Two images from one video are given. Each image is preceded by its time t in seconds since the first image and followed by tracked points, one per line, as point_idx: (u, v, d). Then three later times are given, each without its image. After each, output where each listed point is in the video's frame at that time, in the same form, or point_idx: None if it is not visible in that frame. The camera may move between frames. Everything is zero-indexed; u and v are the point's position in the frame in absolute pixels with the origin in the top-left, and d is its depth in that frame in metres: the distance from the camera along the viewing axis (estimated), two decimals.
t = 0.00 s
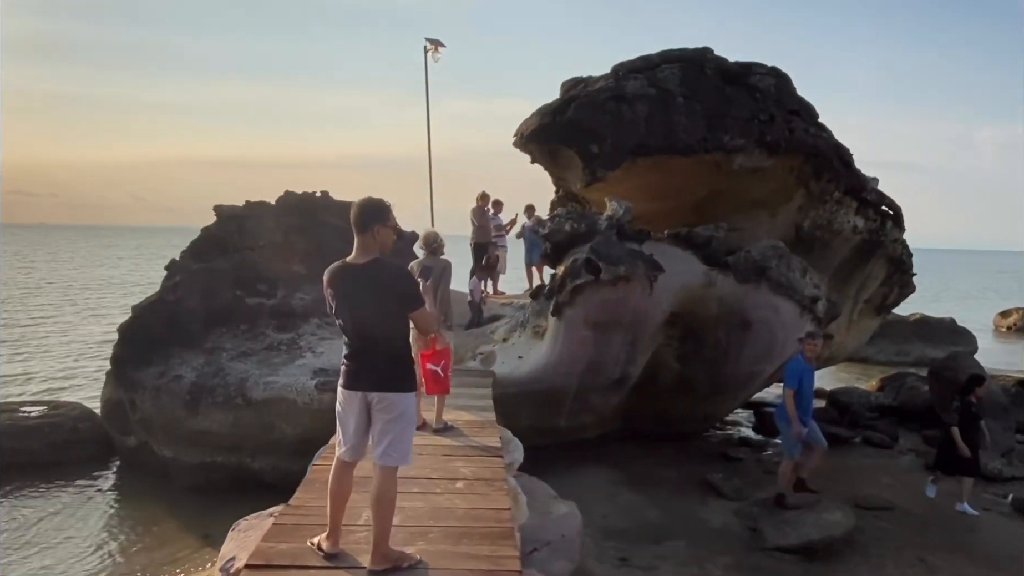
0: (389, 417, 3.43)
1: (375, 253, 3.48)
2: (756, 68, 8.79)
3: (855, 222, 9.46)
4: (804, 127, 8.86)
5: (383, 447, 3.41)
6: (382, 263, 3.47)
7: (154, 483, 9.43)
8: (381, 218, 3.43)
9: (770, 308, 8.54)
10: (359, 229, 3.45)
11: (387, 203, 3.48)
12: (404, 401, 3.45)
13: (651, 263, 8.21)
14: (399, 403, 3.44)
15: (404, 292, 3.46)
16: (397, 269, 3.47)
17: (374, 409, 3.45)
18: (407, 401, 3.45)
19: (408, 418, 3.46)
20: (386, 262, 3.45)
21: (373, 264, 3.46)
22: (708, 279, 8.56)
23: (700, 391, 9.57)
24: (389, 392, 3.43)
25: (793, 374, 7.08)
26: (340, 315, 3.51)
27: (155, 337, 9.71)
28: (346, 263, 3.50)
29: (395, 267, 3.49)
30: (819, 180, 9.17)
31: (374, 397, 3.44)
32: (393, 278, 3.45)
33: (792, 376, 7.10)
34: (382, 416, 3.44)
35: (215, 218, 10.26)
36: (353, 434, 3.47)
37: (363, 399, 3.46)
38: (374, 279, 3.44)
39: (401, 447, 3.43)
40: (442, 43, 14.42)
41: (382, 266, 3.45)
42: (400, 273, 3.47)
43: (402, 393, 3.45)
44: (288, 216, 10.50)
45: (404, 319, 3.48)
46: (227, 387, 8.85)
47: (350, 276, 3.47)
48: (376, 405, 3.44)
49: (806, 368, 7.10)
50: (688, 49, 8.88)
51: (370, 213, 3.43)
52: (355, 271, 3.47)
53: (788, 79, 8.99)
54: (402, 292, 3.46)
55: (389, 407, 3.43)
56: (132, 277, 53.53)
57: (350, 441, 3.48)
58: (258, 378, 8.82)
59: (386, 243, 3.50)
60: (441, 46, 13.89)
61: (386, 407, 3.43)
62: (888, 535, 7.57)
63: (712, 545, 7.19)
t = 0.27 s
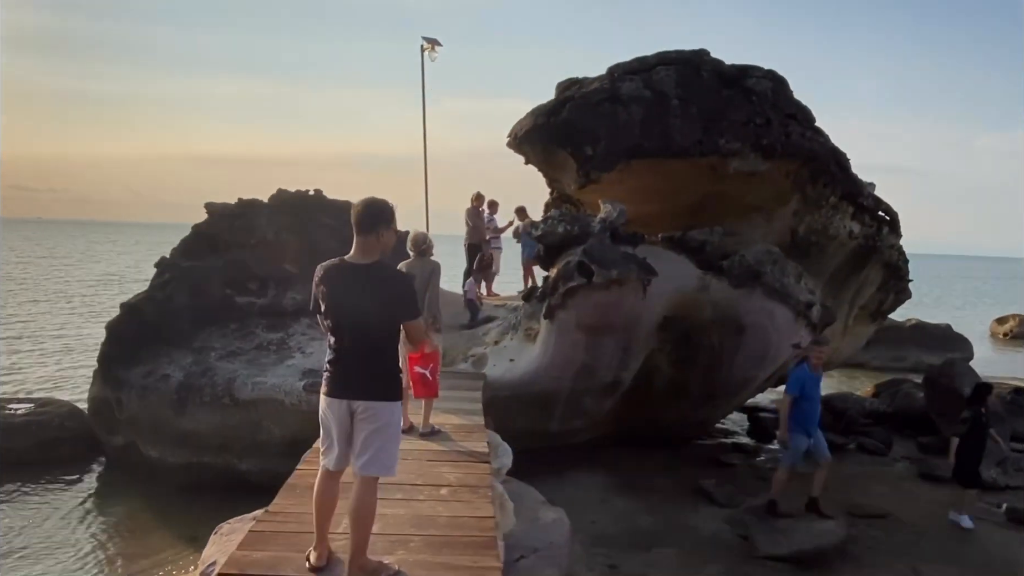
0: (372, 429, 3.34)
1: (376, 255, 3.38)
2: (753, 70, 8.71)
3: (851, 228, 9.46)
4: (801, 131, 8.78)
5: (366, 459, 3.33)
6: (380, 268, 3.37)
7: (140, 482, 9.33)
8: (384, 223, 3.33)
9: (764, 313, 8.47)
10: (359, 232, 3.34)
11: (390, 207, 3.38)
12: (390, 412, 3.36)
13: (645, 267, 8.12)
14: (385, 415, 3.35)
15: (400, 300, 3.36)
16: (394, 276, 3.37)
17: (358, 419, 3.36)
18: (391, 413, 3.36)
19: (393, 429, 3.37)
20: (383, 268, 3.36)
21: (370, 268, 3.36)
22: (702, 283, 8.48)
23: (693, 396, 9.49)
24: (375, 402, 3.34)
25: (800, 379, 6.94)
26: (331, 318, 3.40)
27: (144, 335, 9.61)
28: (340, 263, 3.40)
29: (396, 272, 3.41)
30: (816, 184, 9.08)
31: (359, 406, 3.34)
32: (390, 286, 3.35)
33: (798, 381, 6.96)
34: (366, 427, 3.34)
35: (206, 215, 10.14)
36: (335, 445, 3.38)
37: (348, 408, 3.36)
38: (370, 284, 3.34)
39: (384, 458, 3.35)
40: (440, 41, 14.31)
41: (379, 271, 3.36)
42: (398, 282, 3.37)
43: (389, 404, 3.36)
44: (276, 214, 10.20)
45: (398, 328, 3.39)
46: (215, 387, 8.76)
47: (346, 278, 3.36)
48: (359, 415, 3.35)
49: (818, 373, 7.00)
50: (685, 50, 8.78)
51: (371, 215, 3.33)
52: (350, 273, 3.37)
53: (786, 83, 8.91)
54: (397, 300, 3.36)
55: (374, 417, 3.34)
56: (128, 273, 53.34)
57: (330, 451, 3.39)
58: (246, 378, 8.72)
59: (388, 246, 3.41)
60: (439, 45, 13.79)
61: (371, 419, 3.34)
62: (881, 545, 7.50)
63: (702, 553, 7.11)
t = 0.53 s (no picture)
0: (358, 435, 3.27)
1: (371, 258, 3.32)
2: (753, 74, 8.66)
3: (849, 233, 9.38)
4: (800, 135, 8.72)
5: (352, 465, 3.26)
6: (374, 269, 3.30)
7: (131, 482, 9.26)
8: (381, 223, 3.28)
9: (761, 318, 8.41)
10: (356, 231, 3.29)
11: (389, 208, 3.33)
12: (377, 419, 3.28)
13: (642, 270, 8.06)
14: (370, 421, 3.27)
15: (391, 304, 3.28)
16: (388, 279, 3.30)
17: (344, 425, 3.29)
18: (377, 419, 3.28)
19: (379, 435, 3.29)
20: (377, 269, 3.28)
21: (364, 268, 3.29)
22: (699, 287, 8.41)
23: (689, 401, 9.43)
24: (362, 408, 3.26)
25: (808, 378, 6.99)
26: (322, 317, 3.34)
27: (136, 333, 9.53)
28: (335, 261, 3.34)
29: (390, 275, 3.33)
30: (814, 189, 9.02)
31: (345, 410, 3.27)
32: (383, 288, 3.28)
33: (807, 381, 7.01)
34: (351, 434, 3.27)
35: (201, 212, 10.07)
36: (320, 452, 3.32)
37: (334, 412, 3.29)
38: (363, 285, 3.27)
39: (372, 467, 3.28)
40: (440, 40, 14.24)
41: (373, 273, 3.29)
42: (392, 285, 3.29)
43: (375, 410, 3.28)
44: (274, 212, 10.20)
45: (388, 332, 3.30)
46: (207, 386, 8.69)
47: (339, 277, 3.29)
48: (345, 421, 3.28)
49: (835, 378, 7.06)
50: (685, 53, 8.73)
51: (370, 215, 3.28)
52: (343, 271, 3.30)
53: (785, 86, 8.86)
54: (389, 303, 3.28)
55: (359, 424, 3.27)
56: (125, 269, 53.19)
57: (315, 458, 3.32)
58: (238, 378, 8.65)
59: (385, 248, 3.34)
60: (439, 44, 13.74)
61: (356, 426, 3.26)
62: (876, 553, 7.43)
63: (695, 559, 7.05)
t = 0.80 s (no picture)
0: (348, 438, 3.18)
1: (366, 259, 3.25)
2: (758, 75, 8.58)
3: (853, 237, 9.27)
4: (805, 137, 8.63)
5: (340, 469, 3.17)
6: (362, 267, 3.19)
7: (125, 480, 9.19)
8: (373, 221, 3.20)
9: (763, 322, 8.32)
10: (349, 227, 3.23)
11: (384, 205, 3.23)
12: (366, 422, 3.18)
13: (643, 272, 7.98)
14: (359, 424, 3.18)
15: (374, 305, 3.13)
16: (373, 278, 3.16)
17: (333, 427, 3.20)
18: (366, 421, 3.18)
19: (370, 438, 3.20)
20: (364, 267, 3.17)
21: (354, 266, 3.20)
22: (700, 290, 8.32)
23: (689, 405, 9.34)
24: (349, 411, 3.17)
25: (816, 387, 6.99)
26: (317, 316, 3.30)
27: (132, 330, 9.45)
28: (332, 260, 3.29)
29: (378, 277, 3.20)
30: (818, 192, 8.94)
31: (334, 413, 3.19)
32: (368, 288, 3.14)
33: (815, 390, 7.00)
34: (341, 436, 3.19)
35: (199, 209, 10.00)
36: (312, 453, 3.25)
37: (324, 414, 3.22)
38: (349, 284, 3.17)
39: (362, 470, 3.19)
40: (442, 38, 14.15)
41: (358, 272, 3.17)
42: (377, 285, 3.16)
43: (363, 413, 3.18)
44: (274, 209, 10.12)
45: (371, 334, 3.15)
46: (203, 384, 8.61)
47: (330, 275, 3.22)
48: (334, 423, 3.20)
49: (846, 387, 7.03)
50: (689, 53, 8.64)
51: (364, 212, 3.21)
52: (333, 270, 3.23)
53: (790, 88, 8.77)
54: (373, 304, 3.13)
55: (346, 426, 3.18)
56: (126, 265, 53.15)
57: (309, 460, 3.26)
58: (234, 377, 8.58)
59: (378, 246, 3.24)
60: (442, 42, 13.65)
61: (345, 428, 3.18)
62: (876, 561, 7.35)
63: (694, 565, 6.97)
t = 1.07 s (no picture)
0: (348, 446, 3.08)
1: (371, 262, 3.14)
2: (769, 76, 8.45)
3: (864, 241, 9.13)
4: (817, 140, 8.50)
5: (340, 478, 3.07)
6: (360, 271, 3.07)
7: (126, 479, 9.11)
8: (374, 221, 3.10)
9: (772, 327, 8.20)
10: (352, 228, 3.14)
11: (388, 205, 3.12)
12: (365, 430, 3.08)
13: (651, 275, 7.86)
14: (359, 432, 3.07)
15: (366, 310, 3.00)
16: (367, 282, 3.03)
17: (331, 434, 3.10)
18: (366, 429, 3.07)
19: (370, 447, 3.09)
20: (360, 270, 3.04)
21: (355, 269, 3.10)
22: (709, 294, 8.20)
23: (697, 410, 9.22)
24: (346, 418, 3.07)
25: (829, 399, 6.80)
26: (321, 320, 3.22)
27: (134, 328, 9.37)
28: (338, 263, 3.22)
29: (378, 281, 3.07)
30: (829, 196, 8.82)
31: (331, 420, 3.09)
32: (361, 292, 3.01)
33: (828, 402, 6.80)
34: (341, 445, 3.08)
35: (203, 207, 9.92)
36: (313, 461, 3.16)
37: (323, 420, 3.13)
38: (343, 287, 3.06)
39: (362, 480, 3.08)
40: (449, 37, 14.06)
41: (351, 274, 3.04)
42: (370, 288, 3.02)
43: (361, 421, 3.07)
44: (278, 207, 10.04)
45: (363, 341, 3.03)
46: (204, 384, 8.53)
47: (330, 278, 3.13)
48: (334, 430, 3.09)
49: (858, 395, 6.91)
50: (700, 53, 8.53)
51: (367, 212, 3.10)
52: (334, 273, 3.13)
53: (802, 89, 8.64)
54: (364, 308, 3.00)
55: (344, 433, 3.07)
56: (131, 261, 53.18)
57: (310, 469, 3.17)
58: (236, 376, 8.49)
59: (380, 248, 3.12)
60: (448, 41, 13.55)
61: (344, 435, 3.07)
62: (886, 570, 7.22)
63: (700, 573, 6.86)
